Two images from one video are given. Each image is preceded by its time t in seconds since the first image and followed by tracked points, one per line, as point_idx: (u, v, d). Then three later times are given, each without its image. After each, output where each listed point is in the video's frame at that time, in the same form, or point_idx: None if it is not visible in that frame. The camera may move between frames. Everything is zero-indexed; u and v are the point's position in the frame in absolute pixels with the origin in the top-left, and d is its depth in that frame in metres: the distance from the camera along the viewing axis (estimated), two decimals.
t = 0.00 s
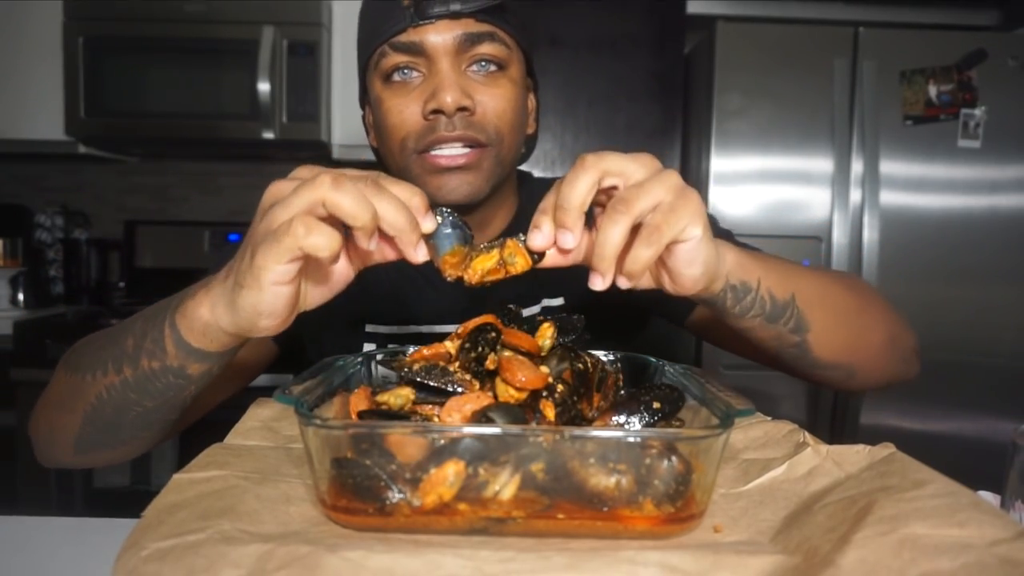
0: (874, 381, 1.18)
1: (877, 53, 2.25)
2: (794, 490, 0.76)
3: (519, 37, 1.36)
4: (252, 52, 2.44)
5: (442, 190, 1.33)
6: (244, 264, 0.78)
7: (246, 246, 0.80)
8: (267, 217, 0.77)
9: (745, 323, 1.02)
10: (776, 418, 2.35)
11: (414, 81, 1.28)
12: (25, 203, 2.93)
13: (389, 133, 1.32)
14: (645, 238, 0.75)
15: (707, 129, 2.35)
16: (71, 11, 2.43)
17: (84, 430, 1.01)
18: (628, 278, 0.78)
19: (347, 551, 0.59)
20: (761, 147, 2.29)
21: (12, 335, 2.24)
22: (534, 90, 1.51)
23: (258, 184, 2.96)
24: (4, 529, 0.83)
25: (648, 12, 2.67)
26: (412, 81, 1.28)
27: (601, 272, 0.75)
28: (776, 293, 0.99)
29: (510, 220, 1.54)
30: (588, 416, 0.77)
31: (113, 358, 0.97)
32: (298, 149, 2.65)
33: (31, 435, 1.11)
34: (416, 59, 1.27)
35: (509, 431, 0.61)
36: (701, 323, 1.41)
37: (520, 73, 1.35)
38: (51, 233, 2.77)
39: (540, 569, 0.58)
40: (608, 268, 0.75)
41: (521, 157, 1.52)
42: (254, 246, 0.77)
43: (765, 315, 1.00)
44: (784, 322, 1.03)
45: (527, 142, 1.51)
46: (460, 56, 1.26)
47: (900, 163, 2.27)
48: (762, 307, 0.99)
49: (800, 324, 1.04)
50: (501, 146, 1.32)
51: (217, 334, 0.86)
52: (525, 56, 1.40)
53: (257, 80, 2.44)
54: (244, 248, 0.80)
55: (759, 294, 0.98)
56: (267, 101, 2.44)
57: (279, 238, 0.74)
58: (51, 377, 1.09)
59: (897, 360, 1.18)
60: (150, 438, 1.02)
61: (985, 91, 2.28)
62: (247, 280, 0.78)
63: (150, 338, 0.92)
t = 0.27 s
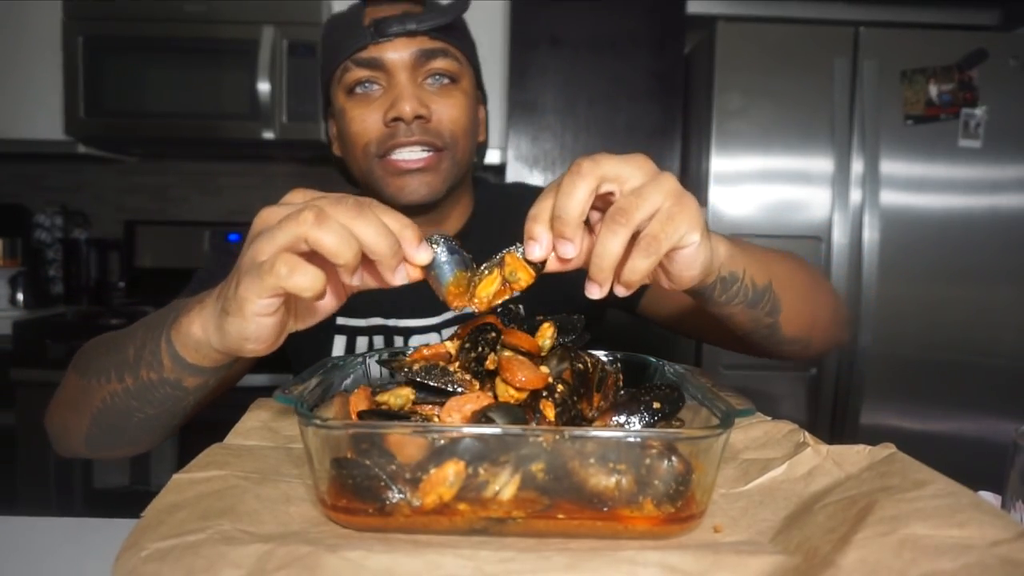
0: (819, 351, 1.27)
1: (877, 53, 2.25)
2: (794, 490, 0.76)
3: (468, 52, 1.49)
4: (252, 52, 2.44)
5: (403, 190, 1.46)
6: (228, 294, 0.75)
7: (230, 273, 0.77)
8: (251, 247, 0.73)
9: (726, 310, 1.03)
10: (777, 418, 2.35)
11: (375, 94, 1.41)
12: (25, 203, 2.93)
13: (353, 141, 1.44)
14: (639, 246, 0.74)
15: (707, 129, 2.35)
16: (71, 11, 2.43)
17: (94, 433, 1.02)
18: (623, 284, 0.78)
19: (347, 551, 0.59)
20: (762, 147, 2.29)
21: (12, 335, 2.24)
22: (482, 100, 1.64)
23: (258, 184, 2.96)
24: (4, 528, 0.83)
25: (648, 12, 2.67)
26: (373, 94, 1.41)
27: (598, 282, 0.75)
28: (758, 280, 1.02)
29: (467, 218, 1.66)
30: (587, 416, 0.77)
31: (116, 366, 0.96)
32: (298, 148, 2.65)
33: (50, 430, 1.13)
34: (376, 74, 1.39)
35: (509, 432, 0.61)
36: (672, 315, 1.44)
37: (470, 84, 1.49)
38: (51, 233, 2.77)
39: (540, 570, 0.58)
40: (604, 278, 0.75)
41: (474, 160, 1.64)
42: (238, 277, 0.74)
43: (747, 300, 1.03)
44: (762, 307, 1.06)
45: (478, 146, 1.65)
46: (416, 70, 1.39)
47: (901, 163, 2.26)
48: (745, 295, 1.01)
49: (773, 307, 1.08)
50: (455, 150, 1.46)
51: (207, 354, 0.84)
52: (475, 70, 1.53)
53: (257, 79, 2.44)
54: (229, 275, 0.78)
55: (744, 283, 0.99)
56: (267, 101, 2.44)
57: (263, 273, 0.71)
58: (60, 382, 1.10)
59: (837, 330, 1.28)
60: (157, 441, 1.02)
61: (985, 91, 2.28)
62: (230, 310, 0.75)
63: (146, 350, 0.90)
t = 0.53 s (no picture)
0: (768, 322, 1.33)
1: (877, 53, 2.25)
2: (794, 490, 0.76)
3: (433, 67, 1.53)
4: (252, 52, 2.44)
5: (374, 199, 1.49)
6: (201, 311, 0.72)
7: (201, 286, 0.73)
8: (215, 264, 0.69)
9: (706, 280, 1.04)
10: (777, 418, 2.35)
11: (343, 107, 1.45)
12: (25, 204, 2.93)
13: (324, 153, 1.48)
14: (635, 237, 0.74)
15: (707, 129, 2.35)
16: (71, 11, 2.43)
17: (104, 434, 1.03)
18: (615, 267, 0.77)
19: (347, 551, 0.59)
20: (762, 147, 2.28)
21: (12, 335, 2.24)
22: (447, 112, 1.68)
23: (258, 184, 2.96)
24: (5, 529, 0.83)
25: (648, 12, 2.67)
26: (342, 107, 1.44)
27: (593, 269, 0.75)
28: (736, 250, 1.04)
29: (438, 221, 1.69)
30: (588, 416, 0.77)
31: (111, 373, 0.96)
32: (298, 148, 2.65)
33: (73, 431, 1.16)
34: (343, 88, 1.43)
35: (509, 432, 0.61)
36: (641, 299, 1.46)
37: (434, 97, 1.53)
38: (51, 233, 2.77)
39: (540, 570, 0.58)
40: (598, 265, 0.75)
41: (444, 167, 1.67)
42: (208, 296, 0.70)
43: (726, 271, 1.04)
44: (738, 277, 1.08)
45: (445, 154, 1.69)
46: (382, 84, 1.43)
47: (901, 163, 2.26)
48: (725, 265, 1.03)
49: (747, 278, 1.10)
50: (422, 160, 1.50)
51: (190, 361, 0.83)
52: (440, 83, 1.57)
53: (257, 79, 2.44)
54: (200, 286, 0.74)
55: (727, 253, 1.01)
56: (267, 101, 2.44)
57: (231, 297, 0.67)
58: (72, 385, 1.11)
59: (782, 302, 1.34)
60: (162, 441, 1.03)
61: (985, 91, 2.28)
62: (206, 328, 0.72)
63: (133, 359, 0.89)
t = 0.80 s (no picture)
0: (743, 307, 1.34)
1: (876, 53, 2.25)
2: (794, 490, 0.76)
3: (416, 73, 1.54)
4: (252, 52, 2.44)
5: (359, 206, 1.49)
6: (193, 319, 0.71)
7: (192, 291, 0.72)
8: (204, 273, 0.68)
9: (697, 267, 1.04)
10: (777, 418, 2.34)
11: (326, 114, 1.45)
12: (25, 204, 2.93)
13: (308, 160, 1.48)
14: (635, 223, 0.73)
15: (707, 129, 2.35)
16: (71, 11, 2.43)
17: (108, 435, 1.03)
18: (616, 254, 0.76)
19: (347, 551, 0.59)
20: (762, 147, 2.28)
21: (12, 335, 2.24)
22: (427, 116, 1.69)
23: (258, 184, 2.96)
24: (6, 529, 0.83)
25: (648, 11, 2.67)
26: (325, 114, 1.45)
27: (595, 255, 0.73)
28: (725, 236, 1.04)
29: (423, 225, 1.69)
30: (588, 416, 0.77)
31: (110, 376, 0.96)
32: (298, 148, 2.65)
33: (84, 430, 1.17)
34: (326, 95, 1.43)
35: (509, 432, 0.61)
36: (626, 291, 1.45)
37: (416, 102, 1.53)
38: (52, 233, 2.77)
39: (540, 570, 0.58)
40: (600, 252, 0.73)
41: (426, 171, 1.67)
42: (199, 305, 0.69)
43: (717, 257, 1.04)
44: (727, 263, 1.07)
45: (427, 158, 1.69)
46: (365, 91, 1.44)
47: (900, 163, 2.27)
48: (716, 251, 1.02)
49: (735, 264, 1.10)
50: (404, 165, 1.51)
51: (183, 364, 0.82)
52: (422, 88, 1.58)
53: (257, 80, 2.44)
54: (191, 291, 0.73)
55: (719, 240, 1.01)
56: (267, 101, 2.44)
57: (222, 308, 0.66)
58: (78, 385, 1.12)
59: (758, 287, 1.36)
60: (166, 441, 1.03)
61: (985, 91, 2.29)
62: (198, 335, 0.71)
63: (129, 364, 0.89)
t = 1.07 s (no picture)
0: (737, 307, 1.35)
1: (876, 53, 2.25)
2: (793, 490, 0.76)
3: (414, 74, 1.53)
4: (252, 52, 2.44)
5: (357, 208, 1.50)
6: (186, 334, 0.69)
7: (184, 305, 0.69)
8: (197, 288, 0.65)
9: (705, 267, 1.03)
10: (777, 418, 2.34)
11: (324, 116, 1.45)
12: (25, 204, 2.93)
13: (306, 162, 1.48)
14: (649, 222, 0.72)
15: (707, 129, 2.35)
16: (71, 11, 2.43)
17: (109, 440, 1.03)
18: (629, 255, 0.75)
19: (347, 551, 0.60)
20: (761, 147, 2.29)
21: (12, 335, 2.24)
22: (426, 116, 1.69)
23: (258, 184, 2.96)
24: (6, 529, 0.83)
25: (647, 11, 2.67)
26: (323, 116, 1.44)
27: (609, 255, 0.73)
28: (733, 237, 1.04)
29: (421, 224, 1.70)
30: (587, 416, 0.77)
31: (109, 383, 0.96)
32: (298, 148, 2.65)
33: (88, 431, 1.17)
34: (324, 97, 1.43)
35: (509, 432, 0.62)
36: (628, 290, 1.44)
37: (414, 103, 1.53)
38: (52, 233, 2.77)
39: (540, 570, 0.58)
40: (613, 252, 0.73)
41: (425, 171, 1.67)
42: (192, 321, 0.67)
43: (724, 258, 1.04)
44: (732, 264, 1.07)
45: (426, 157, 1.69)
46: (363, 93, 1.44)
47: (900, 163, 2.27)
48: (723, 252, 1.02)
49: (740, 264, 1.10)
50: (404, 167, 1.51)
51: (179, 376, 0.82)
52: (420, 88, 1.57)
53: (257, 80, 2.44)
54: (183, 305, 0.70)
55: (727, 240, 1.01)
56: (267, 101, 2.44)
57: (217, 326, 0.64)
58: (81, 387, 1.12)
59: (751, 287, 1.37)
60: (167, 446, 1.03)
61: (985, 91, 2.29)
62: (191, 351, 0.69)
63: (127, 373, 0.89)
